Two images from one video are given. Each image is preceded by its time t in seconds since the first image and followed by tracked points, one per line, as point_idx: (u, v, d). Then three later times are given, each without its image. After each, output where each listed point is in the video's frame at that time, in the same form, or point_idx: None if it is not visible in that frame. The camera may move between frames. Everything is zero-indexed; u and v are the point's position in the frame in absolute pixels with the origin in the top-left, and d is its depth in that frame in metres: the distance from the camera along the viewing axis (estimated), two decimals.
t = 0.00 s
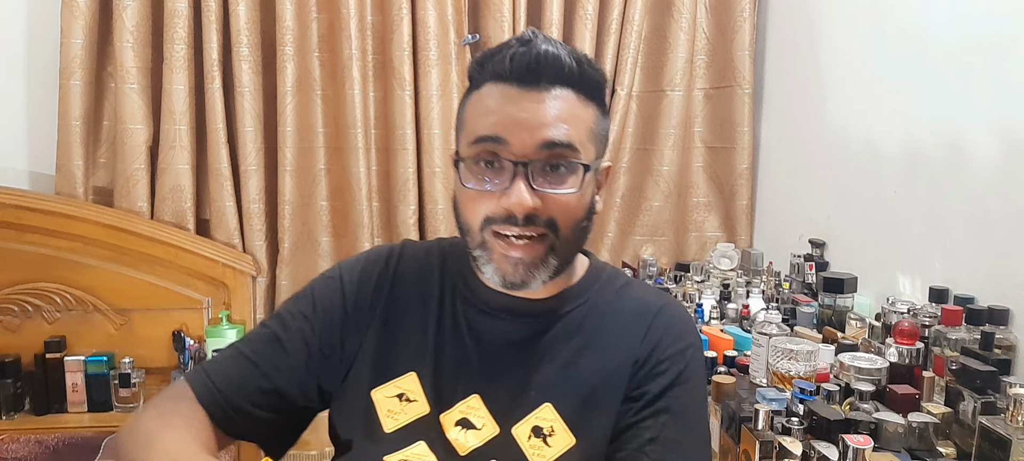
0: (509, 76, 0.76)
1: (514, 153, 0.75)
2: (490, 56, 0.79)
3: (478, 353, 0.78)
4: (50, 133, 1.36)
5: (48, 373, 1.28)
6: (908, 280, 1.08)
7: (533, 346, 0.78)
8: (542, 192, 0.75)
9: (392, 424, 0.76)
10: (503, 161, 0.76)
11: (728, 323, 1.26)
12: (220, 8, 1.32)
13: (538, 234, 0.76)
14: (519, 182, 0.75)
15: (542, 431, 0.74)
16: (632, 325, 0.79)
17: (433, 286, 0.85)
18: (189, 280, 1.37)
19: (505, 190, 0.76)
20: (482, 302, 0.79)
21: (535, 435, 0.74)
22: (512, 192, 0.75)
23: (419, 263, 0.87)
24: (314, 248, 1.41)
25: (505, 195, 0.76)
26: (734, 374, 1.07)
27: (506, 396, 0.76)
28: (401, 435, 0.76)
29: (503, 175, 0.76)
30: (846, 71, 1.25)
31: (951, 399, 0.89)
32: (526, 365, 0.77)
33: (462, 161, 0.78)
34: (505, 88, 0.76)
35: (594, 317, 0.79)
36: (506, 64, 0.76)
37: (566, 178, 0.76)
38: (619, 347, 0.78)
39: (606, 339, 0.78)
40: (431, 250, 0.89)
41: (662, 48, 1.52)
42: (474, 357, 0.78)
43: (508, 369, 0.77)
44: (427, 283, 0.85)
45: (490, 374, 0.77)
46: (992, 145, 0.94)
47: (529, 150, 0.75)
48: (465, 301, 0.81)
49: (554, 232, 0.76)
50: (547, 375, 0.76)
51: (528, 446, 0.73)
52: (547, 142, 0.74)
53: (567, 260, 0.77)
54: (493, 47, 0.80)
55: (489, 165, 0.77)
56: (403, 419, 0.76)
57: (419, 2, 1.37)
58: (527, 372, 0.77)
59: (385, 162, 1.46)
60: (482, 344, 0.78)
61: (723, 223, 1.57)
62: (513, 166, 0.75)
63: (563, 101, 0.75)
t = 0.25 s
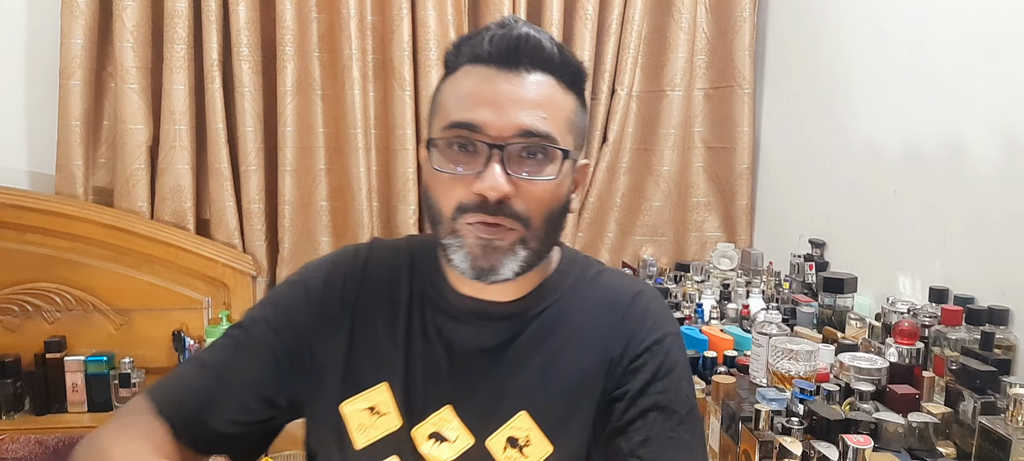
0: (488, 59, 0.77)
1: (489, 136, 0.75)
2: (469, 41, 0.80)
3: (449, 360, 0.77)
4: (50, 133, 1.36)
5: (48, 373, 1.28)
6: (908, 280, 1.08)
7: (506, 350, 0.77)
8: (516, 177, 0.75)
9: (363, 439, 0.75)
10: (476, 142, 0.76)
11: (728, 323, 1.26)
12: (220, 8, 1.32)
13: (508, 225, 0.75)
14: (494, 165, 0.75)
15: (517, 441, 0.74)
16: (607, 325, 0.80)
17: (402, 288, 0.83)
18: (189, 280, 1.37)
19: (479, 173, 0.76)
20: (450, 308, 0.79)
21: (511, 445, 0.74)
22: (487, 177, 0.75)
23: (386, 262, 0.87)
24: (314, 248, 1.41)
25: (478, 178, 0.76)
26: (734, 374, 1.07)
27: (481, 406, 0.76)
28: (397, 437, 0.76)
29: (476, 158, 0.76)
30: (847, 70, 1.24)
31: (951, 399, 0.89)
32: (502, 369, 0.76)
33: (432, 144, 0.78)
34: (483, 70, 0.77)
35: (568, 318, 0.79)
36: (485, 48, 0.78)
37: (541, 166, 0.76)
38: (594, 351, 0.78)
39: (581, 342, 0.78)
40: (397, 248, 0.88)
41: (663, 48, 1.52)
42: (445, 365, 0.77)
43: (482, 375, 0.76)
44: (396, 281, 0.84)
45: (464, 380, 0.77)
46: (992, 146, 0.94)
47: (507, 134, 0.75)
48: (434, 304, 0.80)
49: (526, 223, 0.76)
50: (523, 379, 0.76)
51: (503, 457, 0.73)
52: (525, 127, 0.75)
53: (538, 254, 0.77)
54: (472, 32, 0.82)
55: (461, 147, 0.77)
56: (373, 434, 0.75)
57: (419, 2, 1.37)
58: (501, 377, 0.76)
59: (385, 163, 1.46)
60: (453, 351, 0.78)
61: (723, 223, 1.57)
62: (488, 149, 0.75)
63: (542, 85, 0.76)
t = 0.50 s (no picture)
0: (460, 49, 0.80)
1: (461, 132, 0.76)
2: (441, 32, 0.83)
3: (422, 387, 0.79)
4: (50, 133, 1.36)
5: (48, 373, 1.28)
6: (908, 280, 1.08)
7: (483, 369, 0.79)
8: (489, 179, 0.76)
9: None
10: (446, 139, 0.76)
11: (728, 323, 1.26)
12: (220, 8, 1.32)
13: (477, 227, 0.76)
14: (466, 164, 0.76)
15: None
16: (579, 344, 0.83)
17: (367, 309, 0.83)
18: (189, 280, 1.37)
19: (448, 173, 0.75)
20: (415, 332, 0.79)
21: None
22: (458, 178, 0.74)
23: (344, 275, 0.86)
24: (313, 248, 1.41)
25: (448, 178, 0.74)
26: (733, 374, 1.07)
27: (461, 431, 0.77)
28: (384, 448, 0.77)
29: (445, 156, 0.76)
30: (846, 70, 1.24)
31: (951, 399, 0.89)
32: (481, 388, 0.79)
33: (397, 140, 0.78)
34: (454, 62, 0.79)
35: (540, 337, 0.82)
36: (457, 38, 0.81)
37: (512, 167, 0.78)
38: (566, 371, 0.82)
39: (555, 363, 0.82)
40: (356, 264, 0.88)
41: (663, 48, 1.52)
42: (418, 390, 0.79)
43: (460, 397, 0.78)
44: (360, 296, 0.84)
45: (443, 403, 0.78)
46: (993, 146, 0.94)
47: (483, 133, 0.77)
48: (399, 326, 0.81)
49: (498, 228, 0.77)
50: (505, 392, 0.79)
51: None
52: (501, 125, 0.77)
53: (510, 263, 0.79)
54: (446, 24, 0.85)
55: (427, 144, 0.77)
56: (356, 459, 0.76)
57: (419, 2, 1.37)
58: (479, 397, 0.79)
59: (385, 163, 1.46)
60: (425, 376, 0.79)
61: (723, 223, 1.57)
62: (459, 146, 0.76)
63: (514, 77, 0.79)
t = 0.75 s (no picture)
0: (460, 52, 0.81)
1: (458, 143, 0.76)
2: (439, 33, 0.84)
3: (414, 421, 0.76)
4: (50, 133, 1.36)
5: (48, 373, 1.28)
6: (908, 281, 1.08)
7: (478, 399, 0.77)
8: (486, 197, 0.75)
9: None
10: (441, 152, 0.76)
11: (728, 323, 1.26)
12: (220, 8, 1.32)
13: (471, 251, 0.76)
14: (461, 179, 0.75)
15: None
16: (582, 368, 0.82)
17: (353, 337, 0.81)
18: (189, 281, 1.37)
19: (442, 189, 0.74)
20: (407, 362, 0.77)
21: None
22: (453, 194, 0.74)
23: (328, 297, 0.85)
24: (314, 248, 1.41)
25: (441, 195, 0.74)
26: (734, 374, 1.07)
27: None
28: None
29: (439, 169, 0.76)
30: (846, 70, 1.25)
31: (951, 399, 0.89)
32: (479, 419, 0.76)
33: (389, 149, 0.77)
34: (453, 67, 0.80)
35: (539, 362, 0.81)
36: (457, 40, 0.82)
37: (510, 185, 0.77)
38: (573, 397, 0.80)
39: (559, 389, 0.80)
40: (341, 288, 0.86)
41: (663, 48, 1.52)
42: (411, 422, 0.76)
43: (456, 432, 0.76)
44: (345, 321, 0.83)
45: (440, 438, 0.76)
46: (993, 146, 0.94)
47: (481, 146, 0.76)
48: (389, 355, 0.79)
49: (493, 253, 0.76)
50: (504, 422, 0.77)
51: None
52: (502, 138, 0.76)
53: (505, 290, 0.77)
54: (448, 26, 0.86)
55: (420, 156, 0.77)
56: None
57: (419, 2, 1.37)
58: (476, 429, 0.76)
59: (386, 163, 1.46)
60: (418, 408, 0.76)
61: (723, 223, 1.57)
62: (455, 160, 0.75)
63: (515, 83, 0.79)
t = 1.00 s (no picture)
0: (487, 56, 0.81)
1: (480, 152, 0.76)
2: (465, 35, 0.84)
3: (421, 438, 0.76)
4: (50, 133, 1.36)
5: (48, 373, 1.28)
6: (908, 281, 1.08)
7: (486, 415, 0.77)
8: (507, 210, 0.75)
9: None
10: (463, 160, 0.75)
11: (728, 323, 1.26)
12: (220, 8, 1.32)
13: (489, 266, 0.76)
14: (482, 189, 0.74)
15: None
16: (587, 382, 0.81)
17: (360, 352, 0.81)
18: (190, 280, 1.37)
19: (463, 198, 0.74)
20: (413, 377, 0.77)
21: None
22: (472, 205, 0.73)
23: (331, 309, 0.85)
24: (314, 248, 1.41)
25: (460, 205, 0.74)
26: (734, 374, 1.07)
27: None
28: None
29: (461, 177, 0.76)
30: (846, 70, 1.25)
31: (951, 399, 0.89)
32: (487, 436, 0.77)
33: (407, 154, 0.77)
34: (480, 71, 0.80)
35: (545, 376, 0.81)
36: (484, 43, 0.82)
37: (531, 199, 0.77)
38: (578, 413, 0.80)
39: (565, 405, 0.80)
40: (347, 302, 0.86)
41: (663, 48, 1.52)
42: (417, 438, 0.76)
43: (464, 449, 0.76)
44: (349, 335, 0.83)
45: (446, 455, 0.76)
46: (992, 146, 0.94)
47: (504, 156, 0.76)
48: (395, 371, 0.78)
49: (510, 266, 0.75)
50: (512, 438, 0.77)
51: None
52: (526, 149, 0.76)
53: (518, 309, 0.77)
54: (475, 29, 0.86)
55: (438, 163, 0.77)
56: None
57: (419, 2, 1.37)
58: (484, 446, 0.76)
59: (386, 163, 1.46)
60: (425, 424, 0.76)
61: (723, 223, 1.57)
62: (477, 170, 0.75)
63: (542, 91, 0.79)
